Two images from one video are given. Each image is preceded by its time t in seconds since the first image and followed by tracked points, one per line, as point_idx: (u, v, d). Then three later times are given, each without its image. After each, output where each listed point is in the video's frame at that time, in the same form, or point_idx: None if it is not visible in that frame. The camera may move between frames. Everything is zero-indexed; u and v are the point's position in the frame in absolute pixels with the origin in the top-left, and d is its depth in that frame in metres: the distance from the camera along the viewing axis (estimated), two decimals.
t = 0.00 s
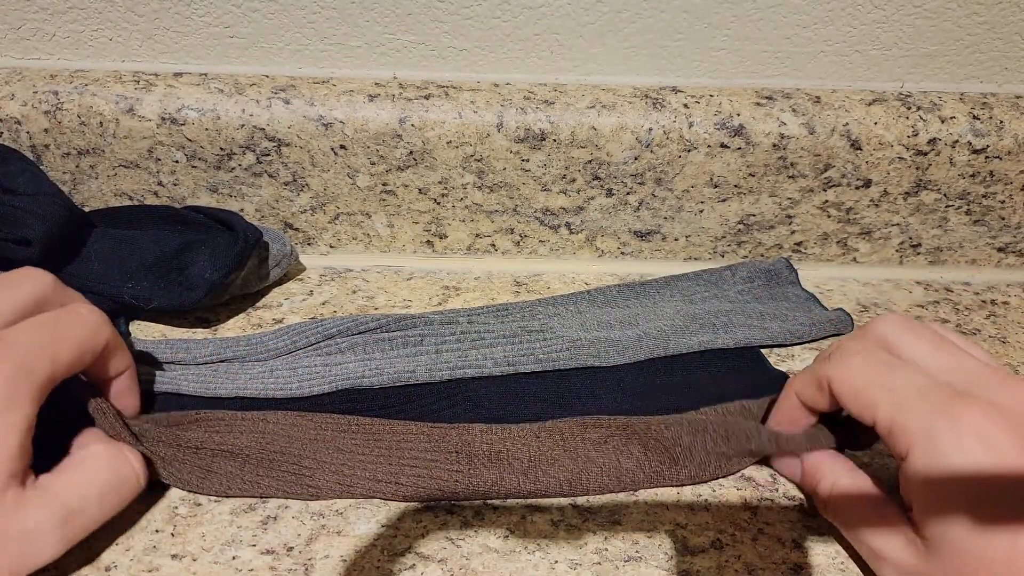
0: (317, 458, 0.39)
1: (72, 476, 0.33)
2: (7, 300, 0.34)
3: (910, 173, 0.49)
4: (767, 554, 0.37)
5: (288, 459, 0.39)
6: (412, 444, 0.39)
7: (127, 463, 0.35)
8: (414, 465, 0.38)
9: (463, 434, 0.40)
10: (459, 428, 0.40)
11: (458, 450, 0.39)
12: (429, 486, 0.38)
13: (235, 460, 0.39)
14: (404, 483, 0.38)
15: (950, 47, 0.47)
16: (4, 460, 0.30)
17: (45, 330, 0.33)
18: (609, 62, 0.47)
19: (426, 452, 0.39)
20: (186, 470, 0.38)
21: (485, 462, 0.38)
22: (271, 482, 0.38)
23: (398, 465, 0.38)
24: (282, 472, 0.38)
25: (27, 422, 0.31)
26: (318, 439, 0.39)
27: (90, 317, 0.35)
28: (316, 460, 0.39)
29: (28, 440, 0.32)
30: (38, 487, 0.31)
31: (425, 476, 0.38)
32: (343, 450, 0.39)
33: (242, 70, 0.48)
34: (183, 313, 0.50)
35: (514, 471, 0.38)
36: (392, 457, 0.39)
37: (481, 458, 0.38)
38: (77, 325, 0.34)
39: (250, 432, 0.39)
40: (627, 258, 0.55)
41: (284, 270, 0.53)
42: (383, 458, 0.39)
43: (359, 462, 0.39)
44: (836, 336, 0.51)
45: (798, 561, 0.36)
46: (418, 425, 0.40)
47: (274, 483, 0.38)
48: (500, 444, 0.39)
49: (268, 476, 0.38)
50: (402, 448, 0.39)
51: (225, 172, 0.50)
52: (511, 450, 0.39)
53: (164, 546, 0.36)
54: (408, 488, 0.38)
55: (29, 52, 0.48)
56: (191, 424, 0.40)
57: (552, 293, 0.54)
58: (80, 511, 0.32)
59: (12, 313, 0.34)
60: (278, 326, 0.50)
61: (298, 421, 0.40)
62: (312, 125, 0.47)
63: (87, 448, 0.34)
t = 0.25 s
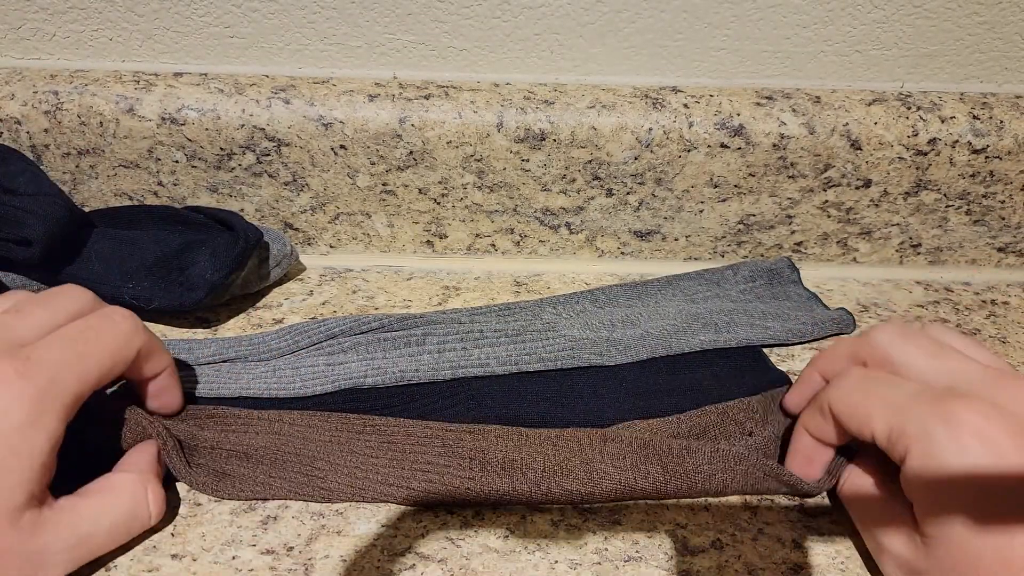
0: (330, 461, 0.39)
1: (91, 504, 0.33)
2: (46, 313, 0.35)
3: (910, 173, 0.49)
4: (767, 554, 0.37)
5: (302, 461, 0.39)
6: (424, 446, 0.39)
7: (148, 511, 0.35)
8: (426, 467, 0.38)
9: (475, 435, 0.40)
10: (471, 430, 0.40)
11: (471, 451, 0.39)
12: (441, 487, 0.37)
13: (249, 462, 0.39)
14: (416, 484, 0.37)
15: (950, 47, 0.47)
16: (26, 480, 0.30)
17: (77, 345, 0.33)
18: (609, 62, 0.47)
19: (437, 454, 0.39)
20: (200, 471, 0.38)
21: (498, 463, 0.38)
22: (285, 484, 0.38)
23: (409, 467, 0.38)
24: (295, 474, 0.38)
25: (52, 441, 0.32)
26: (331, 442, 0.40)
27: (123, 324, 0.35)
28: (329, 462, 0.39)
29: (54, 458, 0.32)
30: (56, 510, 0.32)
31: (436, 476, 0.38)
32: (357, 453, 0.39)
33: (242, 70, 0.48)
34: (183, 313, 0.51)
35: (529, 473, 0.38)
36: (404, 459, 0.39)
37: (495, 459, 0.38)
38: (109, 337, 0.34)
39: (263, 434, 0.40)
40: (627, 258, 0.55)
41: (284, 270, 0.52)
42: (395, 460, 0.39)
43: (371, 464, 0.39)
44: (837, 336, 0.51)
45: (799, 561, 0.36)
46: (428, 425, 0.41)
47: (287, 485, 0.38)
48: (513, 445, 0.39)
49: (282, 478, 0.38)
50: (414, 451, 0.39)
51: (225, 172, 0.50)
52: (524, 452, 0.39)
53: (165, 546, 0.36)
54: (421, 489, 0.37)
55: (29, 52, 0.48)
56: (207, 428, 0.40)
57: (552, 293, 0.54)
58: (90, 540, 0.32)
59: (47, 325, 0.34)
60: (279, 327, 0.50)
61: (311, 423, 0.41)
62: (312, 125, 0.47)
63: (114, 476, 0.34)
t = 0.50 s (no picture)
0: (334, 454, 0.39)
1: (87, 503, 0.33)
2: (51, 323, 0.36)
3: (910, 173, 0.49)
4: (767, 554, 0.37)
5: (306, 455, 0.39)
6: (428, 442, 0.39)
7: (145, 510, 0.34)
8: (432, 459, 0.38)
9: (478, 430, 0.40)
10: (474, 426, 0.41)
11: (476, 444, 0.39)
12: (449, 479, 0.37)
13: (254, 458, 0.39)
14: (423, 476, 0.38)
15: (949, 47, 0.47)
16: (27, 482, 0.31)
17: (82, 354, 0.34)
18: (609, 62, 0.47)
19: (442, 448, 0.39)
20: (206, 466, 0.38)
21: (503, 456, 0.38)
22: (290, 478, 0.38)
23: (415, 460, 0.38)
24: (300, 468, 0.38)
25: (55, 445, 0.32)
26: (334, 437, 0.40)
27: (128, 339, 0.36)
28: (333, 456, 0.39)
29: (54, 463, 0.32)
30: (55, 510, 0.32)
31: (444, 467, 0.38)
32: (361, 447, 0.39)
33: (242, 70, 0.48)
34: (182, 313, 0.50)
35: (534, 464, 0.38)
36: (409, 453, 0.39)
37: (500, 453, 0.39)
38: (113, 350, 0.35)
39: (267, 430, 0.40)
40: (627, 257, 0.55)
41: (284, 270, 0.52)
42: (400, 453, 0.39)
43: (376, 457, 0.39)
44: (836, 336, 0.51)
45: (799, 561, 0.36)
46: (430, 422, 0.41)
47: (293, 479, 0.38)
48: (516, 440, 0.39)
49: (287, 472, 0.38)
50: (419, 445, 0.39)
51: (225, 172, 0.50)
52: (528, 445, 0.39)
53: (164, 546, 0.36)
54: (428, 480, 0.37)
55: (29, 52, 0.48)
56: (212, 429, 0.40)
57: (552, 293, 0.54)
58: (86, 540, 0.32)
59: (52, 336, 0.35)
60: (278, 326, 0.50)
61: (314, 421, 0.41)
62: (312, 125, 0.47)
63: (114, 476, 0.34)
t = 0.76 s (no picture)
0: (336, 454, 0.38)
1: (94, 498, 0.33)
2: (57, 324, 0.36)
3: (910, 173, 0.49)
4: (767, 554, 0.37)
5: (307, 454, 0.38)
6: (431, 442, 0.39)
7: (148, 508, 0.35)
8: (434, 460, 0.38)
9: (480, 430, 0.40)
10: (474, 426, 0.40)
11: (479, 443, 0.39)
12: (450, 479, 0.37)
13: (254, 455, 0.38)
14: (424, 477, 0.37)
15: (949, 47, 0.47)
16: (39, 479, 0.31)
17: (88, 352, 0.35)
18: (609, 62, 0.47)
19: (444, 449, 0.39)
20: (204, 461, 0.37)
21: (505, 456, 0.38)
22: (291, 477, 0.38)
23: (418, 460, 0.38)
24: (301, 466, 0.38)
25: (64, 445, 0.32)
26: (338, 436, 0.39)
27: (131, 335, 0.37)
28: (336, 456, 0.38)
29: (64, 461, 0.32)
30: (63, 507, 0.32)
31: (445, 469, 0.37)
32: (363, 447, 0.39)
33: (242, 70, 0.48)
34: (182, 313, 0.50)
35: (536, 465, 0.38)
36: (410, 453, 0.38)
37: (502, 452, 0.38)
38: (117, 346, 0.36)
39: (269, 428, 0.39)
40: (627, 257, 0.55)
41: (284, 270, 0.52)
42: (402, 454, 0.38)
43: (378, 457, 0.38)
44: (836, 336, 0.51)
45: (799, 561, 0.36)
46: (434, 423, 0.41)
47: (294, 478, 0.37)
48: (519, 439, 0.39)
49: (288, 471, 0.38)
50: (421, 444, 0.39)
51: (225, 172, 0.50)
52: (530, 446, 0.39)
53: (164, 546, 0.36)
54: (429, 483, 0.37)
55: (29, 52, 0.48)
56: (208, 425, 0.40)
57: (552, 293, 0.54)
58: (90, 533, 0.33)
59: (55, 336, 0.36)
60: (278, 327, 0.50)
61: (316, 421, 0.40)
62: (312, 125, 0.47)
63: (119, 472, 0.35)
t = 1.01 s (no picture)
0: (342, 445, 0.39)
1: (105, 500, 0.33)
2: (82, 334, 0.36)
3: (910, 173, 0.49)
4: (767, 554, 0.37)
5: (322, 445, 0.39)
6: (433, 436, 0.40)
7: (161, 505, 0.35)
8: (438, 455, 0.39)
9: (477, 426, 0.41)
10: (487, 419, 0.41)
11: (479, 441, 0.40)
12: (464, 471, 0.38)
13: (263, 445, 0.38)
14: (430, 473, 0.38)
15: (949, 47, 0.47)
16: (51, 491, 0.30)
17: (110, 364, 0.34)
18: (609, 62, 0.47)
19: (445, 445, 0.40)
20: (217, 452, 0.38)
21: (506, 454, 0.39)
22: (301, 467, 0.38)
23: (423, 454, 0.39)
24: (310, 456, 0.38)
25: (78, 453, 0.31)
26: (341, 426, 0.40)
27: (154, 348, 0.36)
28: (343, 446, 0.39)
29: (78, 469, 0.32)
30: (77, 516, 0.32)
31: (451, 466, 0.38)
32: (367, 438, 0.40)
33: (242, 70, 0.48)
34: (182, 313, 0.50)
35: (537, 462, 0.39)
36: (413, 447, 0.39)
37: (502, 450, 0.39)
38: (142, 360, 0.35)
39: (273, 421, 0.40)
40: (627, 257, 0.55)
41: (284, 270, 0.52)
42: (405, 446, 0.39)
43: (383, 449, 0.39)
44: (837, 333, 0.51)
45: (799, 561, 0.36)
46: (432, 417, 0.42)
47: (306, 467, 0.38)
48: (518, 437, 0.40)
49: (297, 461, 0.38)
50: (422, 439, 0.40)
51: (225, 172, 0.50)
52: (541, 438, 0.40)
53: (164, 546, 0.36)
54: (436, 478, 0.38)
55: (29, 52, 0.48)
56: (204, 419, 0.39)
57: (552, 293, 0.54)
58: (104, 538, 0.33)
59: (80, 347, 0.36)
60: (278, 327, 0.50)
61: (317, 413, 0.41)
62: (312, 125, 0.47)
63: (128, 473, 0.35)
